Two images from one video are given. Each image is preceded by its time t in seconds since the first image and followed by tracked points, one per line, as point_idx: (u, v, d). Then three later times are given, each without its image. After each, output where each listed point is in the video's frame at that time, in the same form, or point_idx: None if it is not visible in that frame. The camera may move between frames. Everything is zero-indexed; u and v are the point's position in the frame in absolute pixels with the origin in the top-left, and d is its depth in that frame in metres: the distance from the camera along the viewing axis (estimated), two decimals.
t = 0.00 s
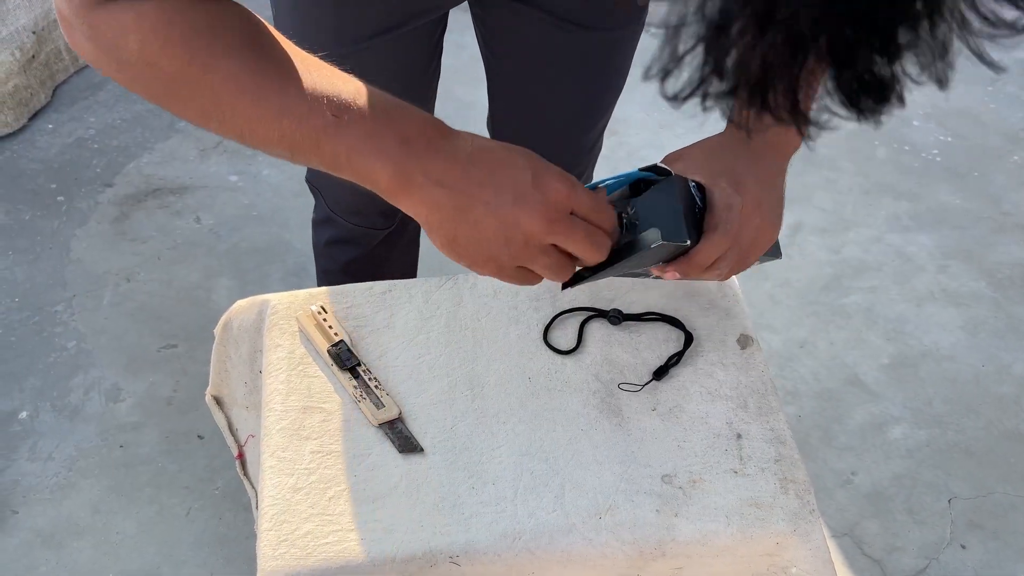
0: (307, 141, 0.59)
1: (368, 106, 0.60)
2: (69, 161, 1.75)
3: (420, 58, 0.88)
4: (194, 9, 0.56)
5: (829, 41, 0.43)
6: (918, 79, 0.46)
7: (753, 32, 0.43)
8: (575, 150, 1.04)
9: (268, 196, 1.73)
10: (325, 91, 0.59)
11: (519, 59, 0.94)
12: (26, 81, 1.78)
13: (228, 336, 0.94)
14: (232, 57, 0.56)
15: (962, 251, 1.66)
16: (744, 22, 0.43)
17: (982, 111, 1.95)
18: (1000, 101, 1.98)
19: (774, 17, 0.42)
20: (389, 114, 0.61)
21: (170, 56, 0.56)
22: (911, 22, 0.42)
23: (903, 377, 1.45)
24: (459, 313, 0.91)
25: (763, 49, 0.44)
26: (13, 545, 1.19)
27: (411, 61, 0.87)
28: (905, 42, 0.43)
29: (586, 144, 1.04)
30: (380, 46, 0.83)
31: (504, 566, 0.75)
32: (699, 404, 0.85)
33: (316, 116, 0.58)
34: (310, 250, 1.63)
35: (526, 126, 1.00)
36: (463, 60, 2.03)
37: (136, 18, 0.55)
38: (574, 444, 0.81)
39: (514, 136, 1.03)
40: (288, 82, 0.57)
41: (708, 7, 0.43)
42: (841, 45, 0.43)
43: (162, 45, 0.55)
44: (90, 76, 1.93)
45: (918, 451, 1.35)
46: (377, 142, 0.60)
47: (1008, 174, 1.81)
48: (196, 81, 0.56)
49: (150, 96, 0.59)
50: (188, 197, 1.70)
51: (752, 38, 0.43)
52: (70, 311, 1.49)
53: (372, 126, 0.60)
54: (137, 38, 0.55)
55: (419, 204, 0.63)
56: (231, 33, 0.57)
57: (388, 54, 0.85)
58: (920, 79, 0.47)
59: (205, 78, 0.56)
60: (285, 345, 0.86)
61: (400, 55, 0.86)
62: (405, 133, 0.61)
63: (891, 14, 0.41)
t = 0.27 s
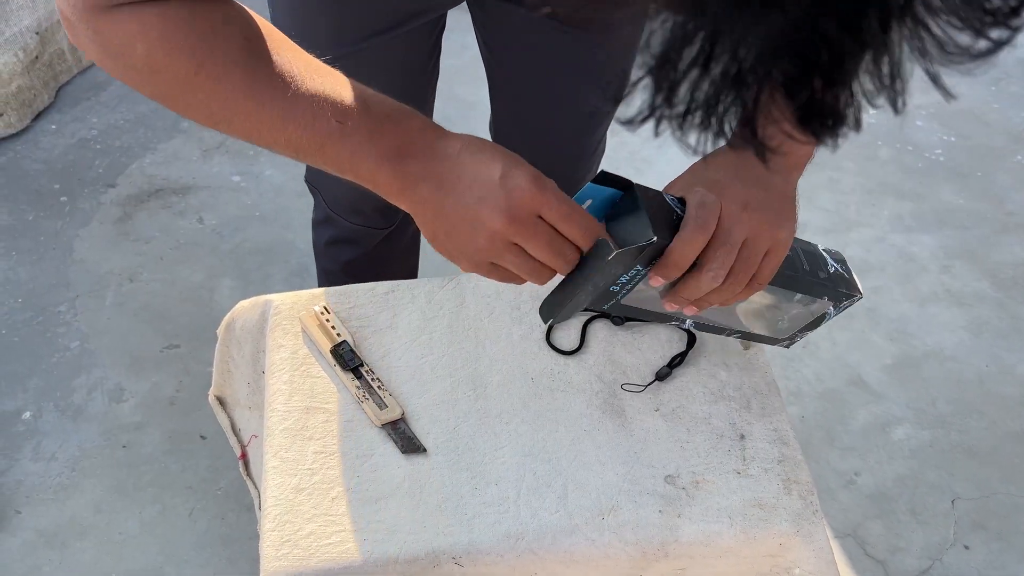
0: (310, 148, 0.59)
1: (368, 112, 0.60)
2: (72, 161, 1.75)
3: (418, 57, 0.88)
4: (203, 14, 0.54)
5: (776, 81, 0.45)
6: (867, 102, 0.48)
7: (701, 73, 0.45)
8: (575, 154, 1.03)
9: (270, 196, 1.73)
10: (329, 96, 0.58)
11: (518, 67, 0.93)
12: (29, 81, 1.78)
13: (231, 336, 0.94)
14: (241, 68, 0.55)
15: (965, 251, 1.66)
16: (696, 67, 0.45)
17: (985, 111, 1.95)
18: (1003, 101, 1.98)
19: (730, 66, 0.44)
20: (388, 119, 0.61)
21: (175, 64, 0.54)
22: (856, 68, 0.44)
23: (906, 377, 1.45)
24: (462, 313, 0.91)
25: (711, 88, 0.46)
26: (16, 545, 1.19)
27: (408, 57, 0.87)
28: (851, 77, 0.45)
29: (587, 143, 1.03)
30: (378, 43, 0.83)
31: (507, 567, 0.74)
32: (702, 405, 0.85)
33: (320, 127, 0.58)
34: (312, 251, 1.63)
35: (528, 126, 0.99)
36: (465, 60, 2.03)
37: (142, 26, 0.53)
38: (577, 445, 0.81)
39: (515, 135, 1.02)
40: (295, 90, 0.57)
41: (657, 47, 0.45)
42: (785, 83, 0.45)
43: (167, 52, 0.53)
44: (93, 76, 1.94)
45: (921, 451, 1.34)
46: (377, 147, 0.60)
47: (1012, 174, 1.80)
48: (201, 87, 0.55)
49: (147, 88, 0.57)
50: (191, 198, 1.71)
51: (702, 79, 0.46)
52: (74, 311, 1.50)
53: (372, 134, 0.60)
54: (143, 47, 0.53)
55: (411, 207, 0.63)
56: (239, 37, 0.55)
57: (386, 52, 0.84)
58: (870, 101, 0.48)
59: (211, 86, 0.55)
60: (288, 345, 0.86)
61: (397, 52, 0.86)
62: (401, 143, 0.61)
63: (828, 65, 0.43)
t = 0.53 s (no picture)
0: (319, 158, 0.60)
1: (380, 129, 0.62)
2: (74, 161, 1.75)
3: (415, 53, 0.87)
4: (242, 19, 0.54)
5: (759, 101, 0.43)
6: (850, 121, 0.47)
7: (683, 92, 0.43)
8: (578, 153, 1.00)
9: (272, 196, 1.73)
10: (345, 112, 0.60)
11: (518, 69, 0.88)
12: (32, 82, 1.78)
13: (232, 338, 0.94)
14: (269, 78, 0.55)
15: (968, 252, 1.65)
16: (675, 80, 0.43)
17: (989, 111, 1.94)
18: (1007, 101, 1.97)
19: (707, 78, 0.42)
20: (396, 139, 0.63)
21: (208, 64, 0.54)
22: (840, 91, 0.42)
23: (909, 378, 1.44)
24: (462, 314, 0.91)
25: (691, 107, 0.44)
26: (18, 545, 1.20)
27: (407, 58, 0.86)
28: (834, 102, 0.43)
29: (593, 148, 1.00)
30: (377, 44, 0.83)
31: (508, 569, 0.74)
32: (704, 406, 0.84)
33: (335, 142, 0.59)
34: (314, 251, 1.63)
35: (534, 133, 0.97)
36: (467, 60, 2.03)
37: (180, 26, 0.52)
38: (578, 447, 0.81)
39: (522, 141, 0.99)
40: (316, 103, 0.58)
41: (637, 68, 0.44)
42: (769, 100, 0.42)
43: (202, 54, 0.53)
44: (95, 77, 1.93)
45: (924, 453, 1.34)
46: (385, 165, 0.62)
47: (1015, 175, 1.80)
48: (227, 91, 0.55)
49: (170, 78, 0.56)
50: (193, 198, 1.71)
51: (681, 95, 0.44)
52: (76, 311, 1.50)
53: (381, 153, 0.61)
54: (177, 48, 0.53)
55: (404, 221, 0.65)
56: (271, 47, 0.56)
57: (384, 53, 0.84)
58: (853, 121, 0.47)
59: (236, 92, 0.55)
60: (289, 347, 0.86)
61: (395, 54, 0.85)
62: (406, 161, 0.63)
63: (812, 88, 0.41)
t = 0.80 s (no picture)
0: (320, 184, 0.66)
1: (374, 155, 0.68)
2: (77, 161, 1.75)
3: (417, 51, 0.86)
4: (254, 55, 0.59)
5: (741, 89, 0.41)
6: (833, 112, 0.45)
7: (663, 91, 0.42)
8: (584, 157, 0.97)
9: (274, 196, 1.73)
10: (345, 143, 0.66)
11: (523, 65, 0.86)
12: (34, 82, 1.78)
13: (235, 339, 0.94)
14: (278, 111, 0.61)
15: (971, 252, 1.65)
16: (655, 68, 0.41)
17: (992, 111, 1.93)
18: (1010, 100, 1.96)
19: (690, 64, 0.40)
20: (388, 164, 0.69)
21: (223, 97, 0.59)
22: (821, 69, 0.41)
23: (912, 379, 1.44)
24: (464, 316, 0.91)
25: (672, 102, 0.43)
26: (20, 545, 1.20)
27: (411, 58, 0.86)
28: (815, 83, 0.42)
29: (596, 151, 0.98)
30: (380, 45, 0.83)
31: (510, 570, 0.74)
32: (706, 408, 0.84)
33: (336, 169, 0.65)
34: (316, 251, 1.63)
35: (536, 135, 0.95)
36: (469, 60, 2.03)
37: (199, 61, 0.57)
38: (580, 448, 0.81)
39: (524, 143, 0.97)
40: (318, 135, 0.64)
41: (615, 64, 0.42)
42: (751, 87, 0.41)
43: (218, 86, 0.58)
44: (97, 77, 1.93)
45: (926, 453, 1.34)
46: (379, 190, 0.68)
47: (1019, 174, 1.79)
48: (240, 121, 0.60)
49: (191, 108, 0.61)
50: (195, 198, 1.71)
51: (663, 86, 0.42)
52: (78, 311, 1.50)
53: (376, 177, 0.67)
54: (194, 81, 0.58)
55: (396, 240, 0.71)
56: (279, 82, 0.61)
57: (389, 52, 0.84)
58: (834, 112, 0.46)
59: (249, 123, 0.60)
60: (291, 348, 0.86)
61: (399, 54, 0.85)
62: (399, 186, 0.69)
63: (791, 69, 0.40)
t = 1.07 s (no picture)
0: (327, 183, 0.66)
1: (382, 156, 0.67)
2: (79, 161, 1.75)
3: (418, 48, 0.86)
4: (264, 52, 0.59)
5: (728, 89, 0.45)
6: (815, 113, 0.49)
7: (653, 92, 0.46)
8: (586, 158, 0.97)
9: (276, 196, 1.74)
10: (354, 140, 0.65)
11: (526, 66, 0.85)
12: (37, 82, 1.78)
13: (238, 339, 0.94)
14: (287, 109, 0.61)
15: (973, 252, 1.65)
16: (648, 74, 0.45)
17: (993, 111, 1.93)
18: (1012, 100, 1.96)
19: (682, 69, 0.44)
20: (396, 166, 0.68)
21: (233, 95, 0.59)
22: (805, 73, 0.44)
23: (913, 379, 1.44)
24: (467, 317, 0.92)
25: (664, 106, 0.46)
26: (24, 544, 1.20)
27: (413, 56, 0.87)
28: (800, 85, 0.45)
29: (598, 151, 0.97)
30: (384, 43, 0.83)
31: (514, 570, 0.74)
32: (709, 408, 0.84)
33: (343, 168, 0.65)
34: (319, 251, 1.63)
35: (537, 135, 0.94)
36: (470, 60, 2.03)
37: (210, 57, 0.57)
38: (584, 448, 0.81)
39: (526, 142, 0.96)
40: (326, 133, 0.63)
41: (607, 66, 0.45)
42: (738, 89, 0.45)
43: (229, 81, 0.58)
44: (100, 77, 1.94)
45: (928, 453, 1.34)
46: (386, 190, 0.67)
47: (1020, 174, 1.79)
48: (250, 117, 0.60)
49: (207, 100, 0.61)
50: (198, 198, 1.71)
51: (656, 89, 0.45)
52: (81, 311, 1.50)
53: (383, 178, 0.67)
54: (207, 77, 0.58)
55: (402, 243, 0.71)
56: (289, 79, 0.61)
57: (393, 49, 0.84)
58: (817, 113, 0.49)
59: (257, 120, 0.61)
60: (295, 348, 0.86)
61: (403, 52, 0.85)
62: (404, 190, 0.68)
63: (777, 71, 0.44)
